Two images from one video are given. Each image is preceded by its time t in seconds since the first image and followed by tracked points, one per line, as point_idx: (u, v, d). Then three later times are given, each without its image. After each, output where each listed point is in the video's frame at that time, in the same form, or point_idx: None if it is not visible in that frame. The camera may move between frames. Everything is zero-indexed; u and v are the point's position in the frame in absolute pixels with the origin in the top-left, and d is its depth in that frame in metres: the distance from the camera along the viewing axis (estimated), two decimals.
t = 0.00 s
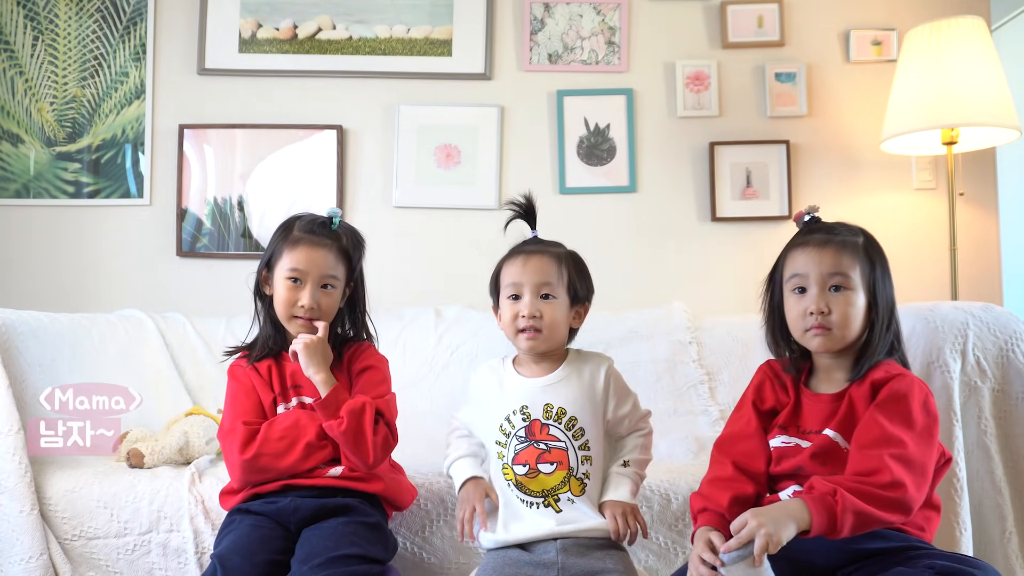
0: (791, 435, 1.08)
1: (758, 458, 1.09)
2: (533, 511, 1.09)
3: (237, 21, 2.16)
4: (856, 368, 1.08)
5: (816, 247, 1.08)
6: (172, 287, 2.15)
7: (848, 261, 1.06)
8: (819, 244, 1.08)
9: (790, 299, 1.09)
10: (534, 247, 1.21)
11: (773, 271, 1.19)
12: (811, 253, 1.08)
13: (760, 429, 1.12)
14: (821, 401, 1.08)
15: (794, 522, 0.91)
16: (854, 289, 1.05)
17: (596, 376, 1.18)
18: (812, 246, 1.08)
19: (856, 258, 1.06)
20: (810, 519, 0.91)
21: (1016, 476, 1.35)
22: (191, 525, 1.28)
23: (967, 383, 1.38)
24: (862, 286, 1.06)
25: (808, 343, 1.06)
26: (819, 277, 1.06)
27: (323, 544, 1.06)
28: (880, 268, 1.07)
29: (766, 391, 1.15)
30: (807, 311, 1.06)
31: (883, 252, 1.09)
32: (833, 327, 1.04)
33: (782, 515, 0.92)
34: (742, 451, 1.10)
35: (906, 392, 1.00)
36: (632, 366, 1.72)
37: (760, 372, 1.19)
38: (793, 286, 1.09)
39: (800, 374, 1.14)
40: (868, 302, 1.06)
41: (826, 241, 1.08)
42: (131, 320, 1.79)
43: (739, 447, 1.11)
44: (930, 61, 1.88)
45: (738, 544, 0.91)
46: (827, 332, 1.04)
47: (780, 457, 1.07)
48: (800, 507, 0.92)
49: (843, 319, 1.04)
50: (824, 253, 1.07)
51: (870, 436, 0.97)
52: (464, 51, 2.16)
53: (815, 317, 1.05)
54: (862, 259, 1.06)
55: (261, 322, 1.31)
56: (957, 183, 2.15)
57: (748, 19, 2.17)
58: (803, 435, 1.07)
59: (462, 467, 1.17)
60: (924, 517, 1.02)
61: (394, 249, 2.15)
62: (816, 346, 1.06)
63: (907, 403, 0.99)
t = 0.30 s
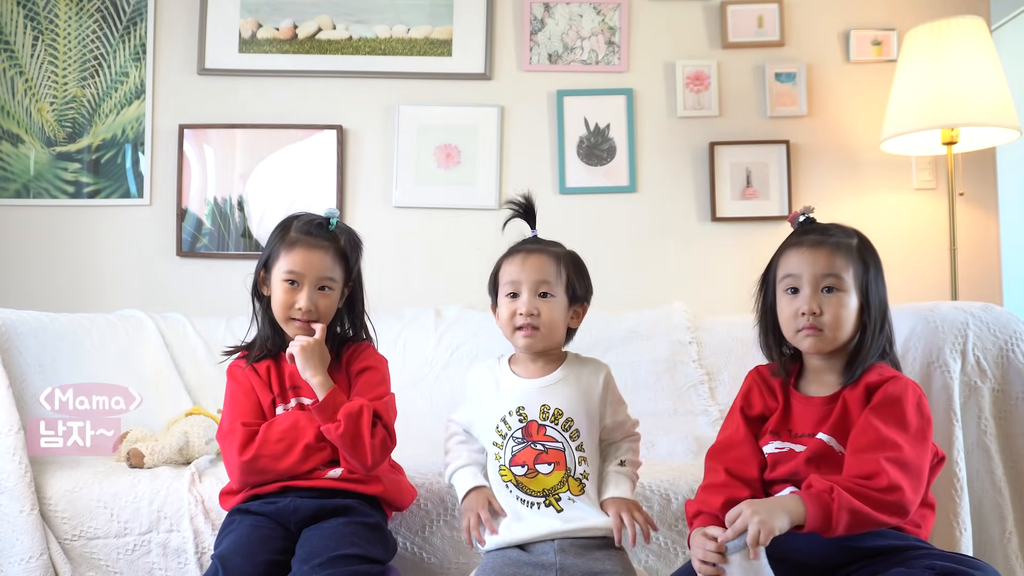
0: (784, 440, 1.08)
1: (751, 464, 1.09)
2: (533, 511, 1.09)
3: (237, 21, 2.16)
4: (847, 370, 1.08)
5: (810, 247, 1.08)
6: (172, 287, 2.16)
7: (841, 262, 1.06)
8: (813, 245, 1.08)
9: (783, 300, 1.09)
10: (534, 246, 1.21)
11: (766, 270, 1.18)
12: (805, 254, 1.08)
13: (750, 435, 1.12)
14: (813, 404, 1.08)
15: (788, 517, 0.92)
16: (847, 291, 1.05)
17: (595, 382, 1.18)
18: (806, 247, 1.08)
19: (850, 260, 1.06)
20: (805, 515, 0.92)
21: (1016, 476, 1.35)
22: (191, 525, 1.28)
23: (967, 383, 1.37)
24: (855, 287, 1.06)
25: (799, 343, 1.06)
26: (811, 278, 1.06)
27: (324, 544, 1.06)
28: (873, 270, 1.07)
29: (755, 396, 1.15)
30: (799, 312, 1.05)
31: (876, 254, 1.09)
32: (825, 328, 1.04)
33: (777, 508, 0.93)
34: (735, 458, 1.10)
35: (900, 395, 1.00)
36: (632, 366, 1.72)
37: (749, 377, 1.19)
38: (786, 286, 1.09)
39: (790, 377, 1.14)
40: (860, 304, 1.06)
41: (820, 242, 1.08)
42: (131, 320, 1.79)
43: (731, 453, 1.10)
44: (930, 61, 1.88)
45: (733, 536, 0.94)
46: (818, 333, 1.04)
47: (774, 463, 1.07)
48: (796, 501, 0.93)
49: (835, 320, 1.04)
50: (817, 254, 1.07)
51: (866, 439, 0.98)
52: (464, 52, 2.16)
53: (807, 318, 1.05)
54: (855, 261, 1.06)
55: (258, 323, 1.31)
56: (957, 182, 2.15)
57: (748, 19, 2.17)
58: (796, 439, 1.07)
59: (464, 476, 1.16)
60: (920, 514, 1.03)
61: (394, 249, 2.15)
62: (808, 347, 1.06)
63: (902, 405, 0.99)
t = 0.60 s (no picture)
0: (779, 444, 1.07)
1: (739, 470, 1.10)
2: (534, 508, 1.10)
3: (237, 21, 2.16)
4: (843, 373, 1.08)
5: (809, 248, 1.08)
6: (172, 287, 2.16)
7: (840, 264, 1.06)
8: (812, 246, 1.08)
9: (781, 300, 1.09)
10: (548, 248, 1.20)
11: (765, 270, 1.19)
12: (804, 254, 1.08)
13: (739, 440, 1.13)
14: (807, 405, 1.08)
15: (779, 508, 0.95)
16: (845, 293, 1.05)
17: (590, 380, 1.18)
18: (805, 247, 1.08)
19: (849, 262, 1.06)
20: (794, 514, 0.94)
21: (1016, 476, 1.35)
22: (191, 525, 1.28)
23: (967, 383, 1.37)
24: (853, 289, 1.06)
25: (795, 344, 1.06)
26: (810, 279, 1.06)
27: (324, 544, 1.06)
28: (872, 273, 1.08)
29: (745, 401, 1.15)
30: (796, 313, 1.05)
31: (875, 257, 1.10)
32: (821, 330, 1.04)
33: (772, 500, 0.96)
34: (725, 463, 1.11)
35: (895, 397, 1.01)
36: (632, 366, 1.72)
37: (741, 380, 1.19)
38: (784, 286, 1.09)
39: (781, 379, 1.15)
40: (857, 306, 1.06)
41: (819, 243, 1.08)
42: (131, 320, 1.79)
43: (723, 458, 1.12)
44: (931, 61, 1.88)
45: (728, 528, 0.98)
46: (815, 334, 1.04)
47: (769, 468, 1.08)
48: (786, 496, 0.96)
49: (832, 322, 1.04)
50: (816, 255, 1.07)
51: (861, 442, 0.98)
52: (464, 52, 2.16)
53: (804, 319, 1.04)
54: (854, 263, 1.06)
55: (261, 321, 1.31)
56: (957, 183, 2.15)
57: (748, 19, 2.17)
58: (791, 442, 1.06)
59: (470, 501, 1.14)
60: (918, 514, 1.03)
61: (394, 249, 2.15)
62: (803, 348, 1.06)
63: (897, 407, 1.00)
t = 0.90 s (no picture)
0: (762, 452, 1.08)
1: (728, 476, 1.11)
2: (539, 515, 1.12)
3: (237, 21, 2.16)
4: (818, 382, 1.06)
5: (781, 256, 1.07)
6: (172, 287, 2.16)
7: (810, 272, 1.05)
8: (784, 254, 1.07)
9: (752, 307, 1.09)
10: (559, 280, 1.19)
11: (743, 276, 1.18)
12: (776, 262, 1.07)
13: (725, 445, 1.14)
14: (787, 413, 1.07)
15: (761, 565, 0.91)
16: (815, 302, 1.04)
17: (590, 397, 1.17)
18: (778, 255, 1.08)
19: (819, 271, 1.05)
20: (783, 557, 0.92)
21: (1016, 476, 1.35)
22: (191, 525, 1.28)
23: (967, 383, 1.38)
24: (823, 298, 1.05)
25: (765, 352, 1.06)
26: (779, 287, 1.06)
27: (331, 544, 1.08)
28: (846, 282, 1.07)
29: (726, 408, 1.16)
30: (763, 321, 1.05)
31: (851, 266, 1.08)
32: (789, 338, 1.04)
33: (756, 554, 0.92)
34: (713, 470, 1.12)
35: (872, 404, 1.00)
36: (632, 366, 1.72)
37: (725, 386, 1.19)
38: (755, 293, 1.09)
39: (763, 387, 1.14)
40: (828, 315, 1.05)
41: (791, 251, 1.07)
42: (132, 320, 1.80)
43: (709, 465, 1.13)
44: (930, 61, 1.88)
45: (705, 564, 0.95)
46: (783, 342, 1.04)
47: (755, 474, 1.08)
48: (771, 544, 0.92)
49: (799, 330, 1.04)
50: (787, 263, 1.06)
51: (840, 452, 0.97)
52: (464, 52, 2.16)
53: (771, 327, 1.04)
54: (824, 271, 1.05)
55: (270, 305, 1.23)
56: (957, 182, 2.15)
57: (748, 19, 2.17)
58: (774, 450, 1.06)
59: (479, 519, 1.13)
60: (908, 507, 1.03)
61: (393, 249, 2.15)
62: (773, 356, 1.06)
63: (875, 414, 0.99)
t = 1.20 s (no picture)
0: (764, 452, 1.07)
1: (728, 476, 1.11)
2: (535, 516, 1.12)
3: (237, 21, 2.16)
4: (822, 381, 1.06)
5: (788, 256, 1.07)
6: (172, 286, 2.15)
7: (818, 272, 1.05)
8: (791, 253, 1.07)
9: (758, 305, 1.09)
10: (559, 276, 1.20)
11: (748, 275, 1.18)
12: (783, 261, 1.07)
13: (726, 446, 1.14)
14: (788, 412, 1.07)
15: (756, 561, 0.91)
16: (822, 301, 1.04)
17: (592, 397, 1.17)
18: (785, 254, 1.08)
19: (827, 270, 1.05)
20: (771, 553, 0.92)
21: (1017, 476, 1.35)
22: (191, 525, 1.28)
23: (968, 383, 1.38)
24: (830, 298, 1.05)
25: (771, 350, 1.06)
26: (787, 286, 1.06)
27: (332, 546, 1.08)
28: (853, 282, 1.07)
29: (728, 408, 1.16)
30: (771, 319, 1.05)
31: (857, 266, 1.08)
32: (795, 337, 1.04)
33: (746, 552, 0.91)
34: (713, 469, 1.12)
35: (872, 400, 1.00)
36: (632, 365, 1.72)
37: (727, 387, 1.19)
38: (762, 292, 1.09)
39: (765, 385, 1.14)
40: (835, 315, 1.05)
41: (799, 251, 1.07)
42: (131, 320, 1.80)
43: (709, 465, 1.13)
44: (930, 61, 1.88)
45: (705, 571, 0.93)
46: (789, 341, 1.04)
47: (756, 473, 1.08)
48: (760, 541, 0.92)
49: (807, 329, 1.04)
50: (795, 262, 1.06)
51: (835, 443, 0.98)
52: (464, 52, 2.16)
53: (778, 325, 1.04)
54: (832, 271, 1.05)
55: (271, 301, 1.23)
56: (957, 182, 2.15)
57: (748, 19, 2.17)
58: (777, 449, 1.06)
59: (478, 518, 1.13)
60: (908, 507, 1.03)
61: (393, 249, 2.15)
62: (779, 354, 1.06)
63: (872, 409, 0.99)
